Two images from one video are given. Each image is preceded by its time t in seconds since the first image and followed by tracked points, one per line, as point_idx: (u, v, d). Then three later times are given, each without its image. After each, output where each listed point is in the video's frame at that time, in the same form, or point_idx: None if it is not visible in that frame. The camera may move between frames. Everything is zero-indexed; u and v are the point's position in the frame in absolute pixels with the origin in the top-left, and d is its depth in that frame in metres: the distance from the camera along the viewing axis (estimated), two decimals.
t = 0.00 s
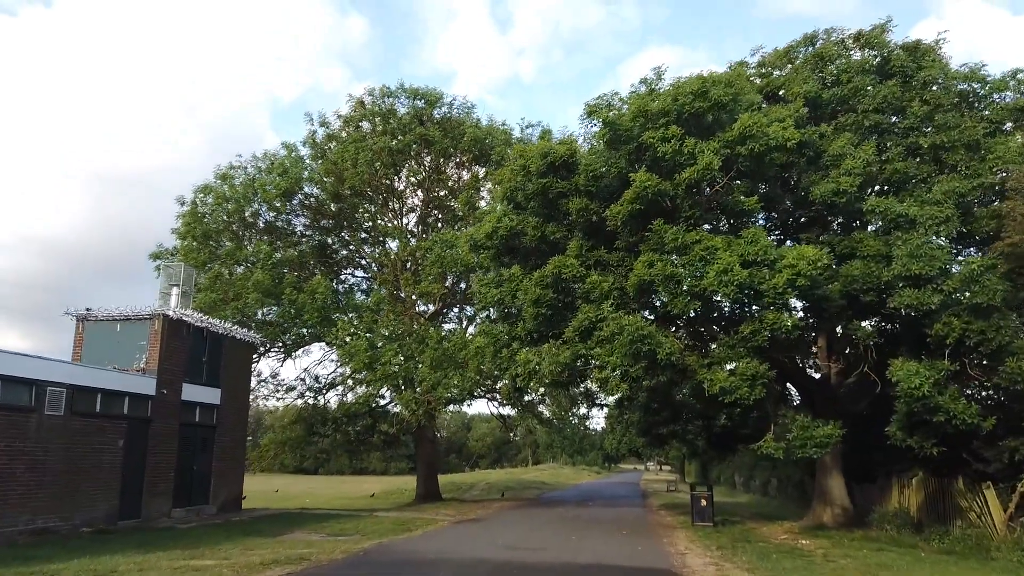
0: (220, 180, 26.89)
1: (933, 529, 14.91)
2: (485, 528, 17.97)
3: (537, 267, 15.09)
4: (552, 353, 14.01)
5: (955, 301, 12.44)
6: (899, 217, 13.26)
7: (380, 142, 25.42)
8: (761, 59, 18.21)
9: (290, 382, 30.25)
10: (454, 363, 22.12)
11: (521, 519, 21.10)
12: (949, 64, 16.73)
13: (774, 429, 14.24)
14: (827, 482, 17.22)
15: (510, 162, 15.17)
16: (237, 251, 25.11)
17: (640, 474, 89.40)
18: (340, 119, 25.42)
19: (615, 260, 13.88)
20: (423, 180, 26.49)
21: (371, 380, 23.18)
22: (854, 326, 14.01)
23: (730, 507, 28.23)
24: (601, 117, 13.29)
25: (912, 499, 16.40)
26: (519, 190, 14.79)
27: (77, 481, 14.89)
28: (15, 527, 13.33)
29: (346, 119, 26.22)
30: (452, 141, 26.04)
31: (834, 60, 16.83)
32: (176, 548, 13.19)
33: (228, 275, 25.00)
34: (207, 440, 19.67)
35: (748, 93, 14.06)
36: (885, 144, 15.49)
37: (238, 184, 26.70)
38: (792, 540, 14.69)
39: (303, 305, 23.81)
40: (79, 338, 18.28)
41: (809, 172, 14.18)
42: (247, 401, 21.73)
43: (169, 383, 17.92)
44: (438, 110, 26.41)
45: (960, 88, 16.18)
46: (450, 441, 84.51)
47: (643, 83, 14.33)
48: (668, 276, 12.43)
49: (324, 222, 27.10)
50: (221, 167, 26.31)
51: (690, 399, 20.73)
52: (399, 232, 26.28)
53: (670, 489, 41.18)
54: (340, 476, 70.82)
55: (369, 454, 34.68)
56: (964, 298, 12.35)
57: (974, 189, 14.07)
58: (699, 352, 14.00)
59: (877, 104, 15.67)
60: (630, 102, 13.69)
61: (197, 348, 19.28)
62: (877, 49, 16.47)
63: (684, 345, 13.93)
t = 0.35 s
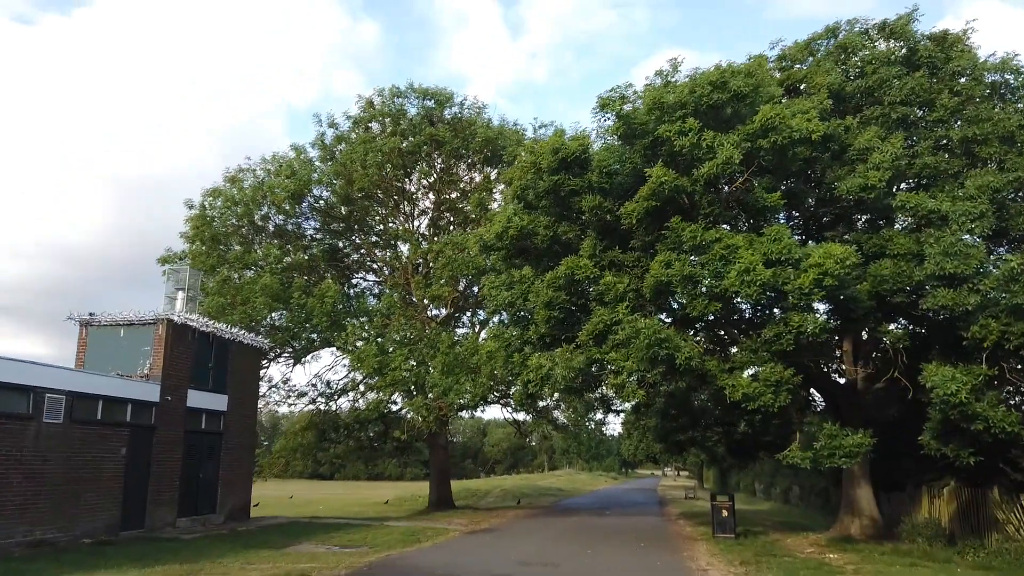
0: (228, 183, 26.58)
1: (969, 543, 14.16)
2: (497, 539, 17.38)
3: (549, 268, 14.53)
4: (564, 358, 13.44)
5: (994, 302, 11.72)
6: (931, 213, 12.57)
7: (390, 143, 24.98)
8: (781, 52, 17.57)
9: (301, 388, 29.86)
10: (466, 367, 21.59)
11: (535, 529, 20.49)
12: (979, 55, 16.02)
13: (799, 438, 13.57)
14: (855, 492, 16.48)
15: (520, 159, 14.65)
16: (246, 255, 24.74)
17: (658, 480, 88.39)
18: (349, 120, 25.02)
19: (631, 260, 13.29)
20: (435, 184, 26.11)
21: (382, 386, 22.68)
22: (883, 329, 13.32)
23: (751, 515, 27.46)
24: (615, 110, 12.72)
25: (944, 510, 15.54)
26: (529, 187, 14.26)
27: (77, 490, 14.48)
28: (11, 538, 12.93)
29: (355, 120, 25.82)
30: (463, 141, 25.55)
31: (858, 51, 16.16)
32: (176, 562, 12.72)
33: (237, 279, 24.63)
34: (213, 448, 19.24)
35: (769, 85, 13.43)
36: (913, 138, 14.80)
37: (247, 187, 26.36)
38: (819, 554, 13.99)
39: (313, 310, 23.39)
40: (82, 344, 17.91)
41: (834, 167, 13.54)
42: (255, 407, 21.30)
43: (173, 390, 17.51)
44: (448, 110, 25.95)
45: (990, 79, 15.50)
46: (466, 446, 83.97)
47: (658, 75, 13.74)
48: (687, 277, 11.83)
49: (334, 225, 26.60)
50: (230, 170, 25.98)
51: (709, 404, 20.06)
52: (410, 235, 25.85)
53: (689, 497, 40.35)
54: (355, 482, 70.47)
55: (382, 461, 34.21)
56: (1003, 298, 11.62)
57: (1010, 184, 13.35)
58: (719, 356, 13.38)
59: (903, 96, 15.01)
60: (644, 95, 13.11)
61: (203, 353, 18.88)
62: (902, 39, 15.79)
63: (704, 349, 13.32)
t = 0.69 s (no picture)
0: (279, 191, 26.73)
1: None
2: (550, 550, 16.80)
3: (600, 268, 13.96)
4: (617, 362, 12.85)
5: None
6: (1016, 202, 11.58)
7: (437, 146, 24.75)
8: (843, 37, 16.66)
9: (353, 395, 29.83)
10: (516, 372, 21.13)
11: (590, 539, 19.85)
12: None
13: (871, 446, 12.68)
14: (933, 504, 15.39)
15: (568, 156, 14.14)
16: (296, 261, 24.77)
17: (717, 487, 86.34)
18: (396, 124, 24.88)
19: (686, 258, 12.64)
20: (484, 189, 25.80)
21: (431, 392, 22.38)
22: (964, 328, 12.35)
23: (817, 526, 26.25)
24: (666, 101, 12.12)
25: None
26: (576, 185, 13.74)
27: (128, 498, 14.47)
28: (62, 546, 12.93)
29: (403, 125, 25.69)
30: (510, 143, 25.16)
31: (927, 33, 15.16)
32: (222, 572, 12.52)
33: (287, 286, 24.68)
34: (265, 455, 19.16)
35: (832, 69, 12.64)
36: (991, 123, 13.77)
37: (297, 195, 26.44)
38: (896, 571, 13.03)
39: (362, 315, 23.25)
40: (135, 351, 18.04)
41: (905, 156, 12.64)
42: (305, 414, 21.20)
43: (223, 396, 17.47)
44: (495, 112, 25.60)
45: None
46: (520, 453, 83.48)
47: (711, 63, 13.07)
48: (747, 274, 11.14)
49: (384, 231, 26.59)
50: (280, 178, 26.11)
51: (771, 410, 19.15)
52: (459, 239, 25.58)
53: (750, 506, 39.05)
54: (410, 488, 70.67)
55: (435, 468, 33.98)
56: None
57: None
58: (783, 358, 12.60)
59: (979, 78, 13.98)
60: (698, 84, 12.47)
61: (253, 360, 18.85)
62: (976, 19, 14.75)
63: (766, 352, 12.55)
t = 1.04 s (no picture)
0: (315, 196, 26.74)
1: None
2: (589, 559, 16.26)
3: (636, 266, 13.46)
4: (654, 364, 12.33)
5: None
6: None
7: (471, 148, 24.47)
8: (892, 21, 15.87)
9: (391, 400, 29.65)
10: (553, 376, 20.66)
11: (631, 548, 19.23)
12: None
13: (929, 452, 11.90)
14: (997, 514, 14.47)
15: (602, 150, 13.68)
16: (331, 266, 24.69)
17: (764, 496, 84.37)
18: (430, 126, 24.67)
19: (726, 253, 12.07)
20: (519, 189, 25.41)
21: (467, 396, 22.03)
22: None
23: (871, 536, 25.16)
24: (704, 88, 11.59)
25: None
26: (611, 179, 13.27)
27: (161, 503, 14.37)
28: (93, 551, 12.85)
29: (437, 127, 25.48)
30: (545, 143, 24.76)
31: (984, 14, 14.31)
32: None
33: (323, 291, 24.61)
34: (299, 460, 18.99)
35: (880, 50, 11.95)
36: None
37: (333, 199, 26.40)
38: None
39: (397, 320, 23.04)
40: (170, 356, 18.00)
41: (961, 142, 11.88)
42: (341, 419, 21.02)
43: (257, 401, 17.34)
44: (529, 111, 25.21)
45: None
46: (562, 459, 82.72)
47: (751, 49, 12.49)
48: (792, 269, 10.52)
49: (420, 235, 26.41)
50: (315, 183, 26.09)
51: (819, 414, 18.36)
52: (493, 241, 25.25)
53: (800, 515, 37.81)
54: (452, 495, 70.45)
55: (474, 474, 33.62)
56: None
57: None
58: (832, 358, 11.92)
59: None
60: (737, 70, 11.91)
61: (287, 364, 18.71)
62: None
63: (813, 351, 11.89)
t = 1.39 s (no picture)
0: (358, 204, 26.61)
1: None
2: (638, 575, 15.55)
3: (682, 266, 12.80)
4: (703, 369, 11.65)
5: None
6: None
7: (513, 151, 24.02)
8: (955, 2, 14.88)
9: (436, 409, 29.33)
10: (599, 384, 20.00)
11: (684, 563, 18.43)
12: None
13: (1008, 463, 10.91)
14: None
15: (645, 145, 13.07)
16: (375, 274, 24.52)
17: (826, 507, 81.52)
18: (472, 131, 24.30)
19: (779, 250, 11.31)
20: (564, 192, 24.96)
21: (511, 404, 21.52)
22: None
23: (942, 551, 23.72)
24: (752, 75, 10.91)
25: None
26: (654, 175, 12.66)
27: (200, 514, 14.20)
28: (132, 564, 12.72)
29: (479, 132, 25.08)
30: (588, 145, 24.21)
31: None
32: None
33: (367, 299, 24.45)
34: (342, 471, 18.73)
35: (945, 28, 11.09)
36: None
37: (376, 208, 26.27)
38: None
39: (439, 327, 22.69)
40: (212, 365, 17.88)
41: None
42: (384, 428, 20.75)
43: (297, 411, 17.12)
44: (572, 113, 24.66)
45: None
46: (614, 469, 81.46)
47: (802, 33, 11.76)
48: (852, 264, 9.75)
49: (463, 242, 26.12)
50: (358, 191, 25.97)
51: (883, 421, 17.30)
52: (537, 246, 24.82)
53: (864, 528, 36.12)
54: (503, 505, 69.94)
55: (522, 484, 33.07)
56: None
57: None
58: (897, 361, 11.04)
59: None
60: (787, 54, 11.20)
61: (328, 373, 18.48)
62: None
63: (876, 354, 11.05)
